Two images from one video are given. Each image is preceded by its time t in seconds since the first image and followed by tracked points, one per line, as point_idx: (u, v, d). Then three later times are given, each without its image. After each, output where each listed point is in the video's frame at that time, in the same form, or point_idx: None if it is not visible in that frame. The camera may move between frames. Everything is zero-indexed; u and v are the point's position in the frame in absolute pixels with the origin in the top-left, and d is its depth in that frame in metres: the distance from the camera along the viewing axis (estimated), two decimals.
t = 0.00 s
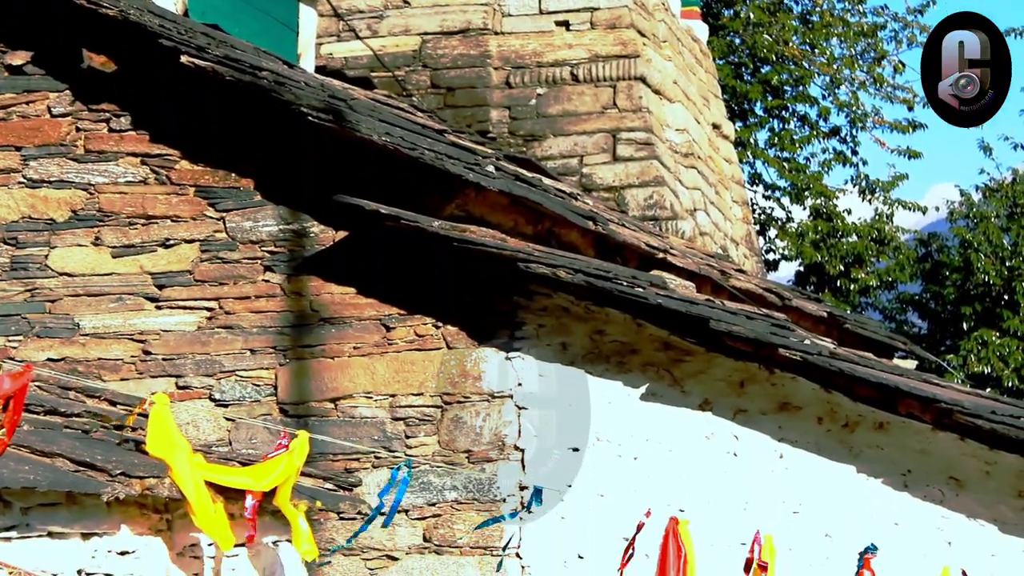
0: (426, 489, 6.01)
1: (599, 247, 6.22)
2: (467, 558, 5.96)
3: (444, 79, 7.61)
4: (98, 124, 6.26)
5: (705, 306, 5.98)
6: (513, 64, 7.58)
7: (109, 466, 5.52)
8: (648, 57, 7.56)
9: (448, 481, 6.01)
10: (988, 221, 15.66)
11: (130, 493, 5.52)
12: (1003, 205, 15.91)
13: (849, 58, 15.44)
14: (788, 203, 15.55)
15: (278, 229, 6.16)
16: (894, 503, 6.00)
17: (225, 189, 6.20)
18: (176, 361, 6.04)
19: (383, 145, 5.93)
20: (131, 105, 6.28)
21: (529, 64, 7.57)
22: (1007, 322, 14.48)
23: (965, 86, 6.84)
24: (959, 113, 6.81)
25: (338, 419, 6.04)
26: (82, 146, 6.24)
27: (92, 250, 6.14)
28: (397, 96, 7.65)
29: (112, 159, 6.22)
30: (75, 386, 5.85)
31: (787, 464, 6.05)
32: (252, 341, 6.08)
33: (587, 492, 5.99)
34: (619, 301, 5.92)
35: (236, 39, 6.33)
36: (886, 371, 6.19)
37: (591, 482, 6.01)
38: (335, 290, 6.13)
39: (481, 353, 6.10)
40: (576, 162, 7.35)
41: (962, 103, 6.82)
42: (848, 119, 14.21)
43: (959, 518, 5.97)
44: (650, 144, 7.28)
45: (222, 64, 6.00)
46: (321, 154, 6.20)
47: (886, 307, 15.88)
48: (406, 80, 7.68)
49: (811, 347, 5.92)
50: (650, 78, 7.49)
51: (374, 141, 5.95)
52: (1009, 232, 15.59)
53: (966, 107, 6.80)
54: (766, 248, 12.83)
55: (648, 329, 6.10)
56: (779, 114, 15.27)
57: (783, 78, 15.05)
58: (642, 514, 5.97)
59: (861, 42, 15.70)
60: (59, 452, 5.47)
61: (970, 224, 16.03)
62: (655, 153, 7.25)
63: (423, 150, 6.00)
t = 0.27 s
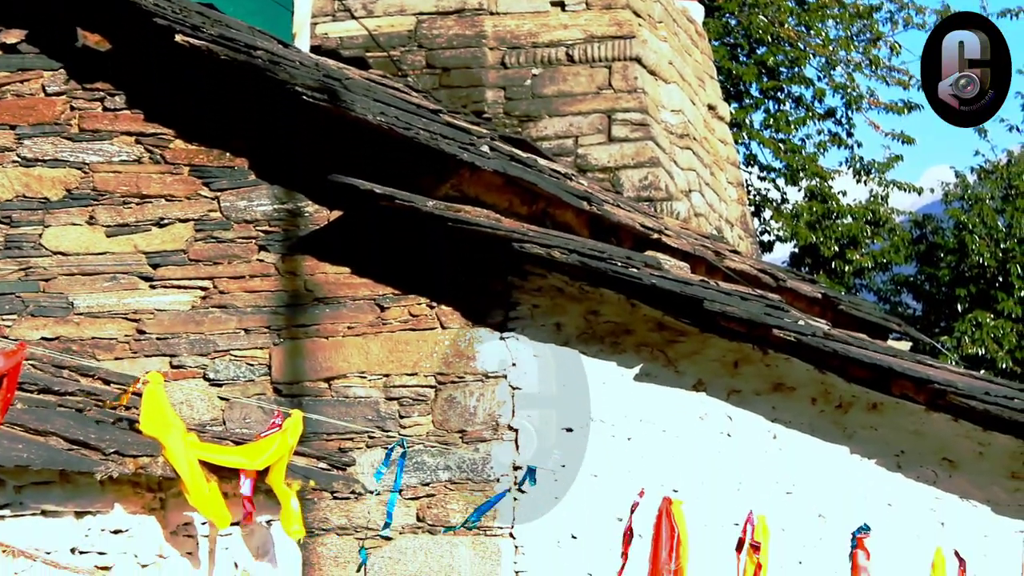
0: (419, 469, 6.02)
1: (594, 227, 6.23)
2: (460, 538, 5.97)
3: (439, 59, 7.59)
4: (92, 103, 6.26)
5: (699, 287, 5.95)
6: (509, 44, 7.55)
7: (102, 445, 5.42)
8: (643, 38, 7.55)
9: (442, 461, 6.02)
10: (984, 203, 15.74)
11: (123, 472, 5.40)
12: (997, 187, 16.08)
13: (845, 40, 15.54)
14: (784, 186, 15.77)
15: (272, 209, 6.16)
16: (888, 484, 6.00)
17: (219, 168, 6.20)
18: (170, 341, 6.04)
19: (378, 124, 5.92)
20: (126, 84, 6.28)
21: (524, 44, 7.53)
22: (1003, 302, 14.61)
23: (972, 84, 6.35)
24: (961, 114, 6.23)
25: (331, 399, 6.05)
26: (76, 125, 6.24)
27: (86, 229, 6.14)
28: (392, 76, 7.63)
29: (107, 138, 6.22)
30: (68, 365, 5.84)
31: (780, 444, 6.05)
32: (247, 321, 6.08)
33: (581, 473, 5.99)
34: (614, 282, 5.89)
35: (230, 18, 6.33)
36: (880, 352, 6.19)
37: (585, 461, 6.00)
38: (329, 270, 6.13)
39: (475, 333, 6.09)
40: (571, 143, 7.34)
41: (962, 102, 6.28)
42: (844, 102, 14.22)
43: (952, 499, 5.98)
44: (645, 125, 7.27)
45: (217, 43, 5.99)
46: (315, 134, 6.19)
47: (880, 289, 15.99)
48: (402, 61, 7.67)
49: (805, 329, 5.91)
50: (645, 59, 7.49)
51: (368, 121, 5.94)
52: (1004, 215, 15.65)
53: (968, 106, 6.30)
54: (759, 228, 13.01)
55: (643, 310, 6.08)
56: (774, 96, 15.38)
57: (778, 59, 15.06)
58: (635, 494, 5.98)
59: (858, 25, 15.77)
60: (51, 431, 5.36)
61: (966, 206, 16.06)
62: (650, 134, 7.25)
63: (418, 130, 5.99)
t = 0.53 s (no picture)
0: (414, 460, 6.02)
1: (587, 218, 6.23)
2: (455, 529, 5.97)
3: (433, 49, 7.58)
4: (85, 93, 6.27)
5: (693, 277, 5.94)
6: (502, 33, 7.53)
7: (96, 436, 5.36)
8: (636, 27, 7.53)
9: (436, 452, 6.02)
10: (977, 191, 15.80)
11: (118, 463, 5.34)
12: (991, 176, 15.92)
13: (839, 30, 15.57)
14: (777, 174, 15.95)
15: (266, 199, 6.16)
16: (882, 473, 6.00)
17: (212, 159, 6.20)
18: (164, 332, 6.03)
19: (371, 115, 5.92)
20: (119, 75, 6.29)
21: (518, 34, 7.51)
22: (996, 294, 14.59)
23: (966, 86, 6.82)
24: (959, 112, 6.78)
25: (326, 389, 6.04)
26: (69, 116, 6.25)
27: (79, 220, 6.14)
28: (386, 66, 7.63)
29: (100, 129, 6.22)
30: (62, 357, 5.83)
31: (774, 434, 6.04)
32: (241, 312, 6.07)
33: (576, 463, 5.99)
34: (607, 272, 5.88)
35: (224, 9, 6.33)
36: (874, 341, 6.19)
37: (579, 451, 6.00)
38: (323, 261, 6.12)
39: (469, 324, 6.09)
40: (565, 133, 7.33)
41: (962, 102, 6.80)
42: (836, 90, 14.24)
43: (946, 489, 5.99)
44: (639, 116, 7.27)
45: (210, 33, 6.00)
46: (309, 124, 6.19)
47: (875, 279, 16.01)
48: (395, 50, 7.66)
49: (799, 319, 5.90)
50: (639, 49, 7.47)
51: (361, 111, 5.93)
52: (998, 203, 15.70)
53: (966, 107, 6.77)
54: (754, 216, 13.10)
55: (637, 300, 6.08)
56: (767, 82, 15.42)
57: (771, 48, 15.12)
58: (630, 485, 5.97)
59: (853, 13, 15.79)
60: (46, 423, 5.34)
61: (958, 195, 16.13)
62: (644, 124, 7.24)
63: (411, 120, 5.99)
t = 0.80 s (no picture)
0: (412, 451, 6.01)
1: (584, 209, 6.23)
2: (454, 519, 5.96)
3: (429, 41, 7.58)
4: (82, 86, 6.28)
5: (690, 268, 5.92)
6: (499, 26, 7.54)
7: (94, 428, 5.38)
8: (633, 18, 7.53)
9: (434, 443, 6.02)
10: (975, 184, 15.91)
11: (116, 455, 5.37)
12: (988, 166, 16.10)
13: (836, 21, 15.60)
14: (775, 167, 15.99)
15: (263, 191, 6.17)
16: (880, 462, 5.99)
17: (210, 151, 6.21)
18: (162, 325, 6.05)
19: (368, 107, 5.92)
20: (116, 68, 6.29)
21: (515, 26, 7.51)
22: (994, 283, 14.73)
23: (965, 86, 7.49)
24: (960, 113, 7.44)
25: (324, 380, 6.04)
26: (66, 109, 6.26)
27: (77, 213, 6.15)
28: (383, 58, 7.63)
29: (96, 122, 6.23)
30: (60, 349, 5.82)
31: (772, 424, 6.04)
32: (238, 304, 6.08)
33: (574, 454, 5.99)
34: (604, 263, 5.88)
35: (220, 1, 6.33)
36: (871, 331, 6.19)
37: (577, 442, 6.00)
38: (320, 253, 6.13)
39: (467, 315, 6.09)
40: (562, 125, 7.32)
41: (962, 102, 7.45)
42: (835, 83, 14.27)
43: (944, 478, 5.98)
44: (636, 107, 7.27)
45: (207, 26, 6.01)
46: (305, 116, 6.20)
47: (872, 270, 16.10)
48: (392, 43, 7.66)
49: (796, 309, 5.89)
50: (636, 40, 7.48)
51: (358, 103, 5.93)
52: (995, 194, 15.86)
53: (966, 107, 7.42)
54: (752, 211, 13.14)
55: (634, 290, 6.08)
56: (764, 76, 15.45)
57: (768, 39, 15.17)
58: (628, 475, 5.98)
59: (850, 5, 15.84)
60: (45, 414, 5.32)
61: (958, 185, 16.27)
62: (641, 116, 7.25)
63: (408, 112, 5.99)
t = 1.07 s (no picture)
0: (408, 436, 6.01)
1: (580, 194, 6.22)
2: (451, 505, 5.97)
3: (425, 28, 7.58)
4: (77, 73, 6.31)
5: (686, 253, 5.91)
6: (494, 12, 7.51)
7: (91, 413, 5.37)
8: (628, 3, 7.52)
9: (431, 429, 6.01)
10: (970, 166, 15.85)
11: (112, 441, 5.37)
12: (984, 151, 16.06)
13: (831, 7, 15.61)
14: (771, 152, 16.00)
15: (258, 176, 6.18)
16: (876, 446, 6.00)
17: (205, 138, 6.22)
18: (158, 311, 6.06)
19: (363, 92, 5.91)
20: (111, 54, 6.32)
21: (510, 12, 7.50)
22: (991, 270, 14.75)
23: (965, 86, 7.52)
24: (960, 112, 7.46)
25: (320, 367, 6.05)
26: (61, 96, 6.29)
27: (72, 199, 6.17)
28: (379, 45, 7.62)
29: (91, 108, 6.25)
30: (56, 335, 5.81)
31: (768, 409, 6.04)
32: (234, 290, 6.09)
33: (570, 439, 5.99)
34: (601, 248, 5.87)
35: None
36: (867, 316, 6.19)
37: (574, 428, 5.99)
38: (316, 239, 6.13)
39: (463, 301, 6.09)
40: (558, 111, 7.32)
41: (963, 103, 7.48)
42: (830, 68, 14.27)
43: (940, 462, 5.99)
44: (631, 93, 7.27)
45: (202, 12, 6.03)
46: (300, 103, 6.22)
47: (868, 255, 16.27)
48: (387, 30, 7.64)
49: (792, 293, 5.89)
50: (631, 26, 7.48)
51: (353, 88, 5.92)
52: (991, 178, 15.84)
53: (966, 107, 7.46)
54: (747, 195, 13.03)
55: (630, 276, 6.07)
56: (761, 64, 15.43)
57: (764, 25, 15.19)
58: (624, 460, 5.98)
59: None
60: (40, 400, 5.32)
61: (951, 171, 16.23)
62: (636, 102, 7.25)
63: (403, 98, 5.97)
